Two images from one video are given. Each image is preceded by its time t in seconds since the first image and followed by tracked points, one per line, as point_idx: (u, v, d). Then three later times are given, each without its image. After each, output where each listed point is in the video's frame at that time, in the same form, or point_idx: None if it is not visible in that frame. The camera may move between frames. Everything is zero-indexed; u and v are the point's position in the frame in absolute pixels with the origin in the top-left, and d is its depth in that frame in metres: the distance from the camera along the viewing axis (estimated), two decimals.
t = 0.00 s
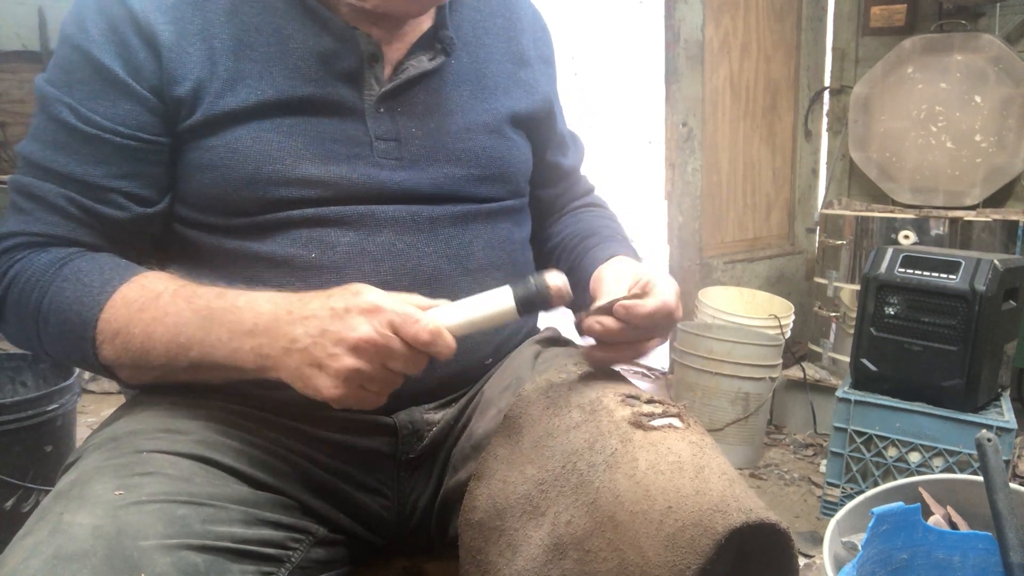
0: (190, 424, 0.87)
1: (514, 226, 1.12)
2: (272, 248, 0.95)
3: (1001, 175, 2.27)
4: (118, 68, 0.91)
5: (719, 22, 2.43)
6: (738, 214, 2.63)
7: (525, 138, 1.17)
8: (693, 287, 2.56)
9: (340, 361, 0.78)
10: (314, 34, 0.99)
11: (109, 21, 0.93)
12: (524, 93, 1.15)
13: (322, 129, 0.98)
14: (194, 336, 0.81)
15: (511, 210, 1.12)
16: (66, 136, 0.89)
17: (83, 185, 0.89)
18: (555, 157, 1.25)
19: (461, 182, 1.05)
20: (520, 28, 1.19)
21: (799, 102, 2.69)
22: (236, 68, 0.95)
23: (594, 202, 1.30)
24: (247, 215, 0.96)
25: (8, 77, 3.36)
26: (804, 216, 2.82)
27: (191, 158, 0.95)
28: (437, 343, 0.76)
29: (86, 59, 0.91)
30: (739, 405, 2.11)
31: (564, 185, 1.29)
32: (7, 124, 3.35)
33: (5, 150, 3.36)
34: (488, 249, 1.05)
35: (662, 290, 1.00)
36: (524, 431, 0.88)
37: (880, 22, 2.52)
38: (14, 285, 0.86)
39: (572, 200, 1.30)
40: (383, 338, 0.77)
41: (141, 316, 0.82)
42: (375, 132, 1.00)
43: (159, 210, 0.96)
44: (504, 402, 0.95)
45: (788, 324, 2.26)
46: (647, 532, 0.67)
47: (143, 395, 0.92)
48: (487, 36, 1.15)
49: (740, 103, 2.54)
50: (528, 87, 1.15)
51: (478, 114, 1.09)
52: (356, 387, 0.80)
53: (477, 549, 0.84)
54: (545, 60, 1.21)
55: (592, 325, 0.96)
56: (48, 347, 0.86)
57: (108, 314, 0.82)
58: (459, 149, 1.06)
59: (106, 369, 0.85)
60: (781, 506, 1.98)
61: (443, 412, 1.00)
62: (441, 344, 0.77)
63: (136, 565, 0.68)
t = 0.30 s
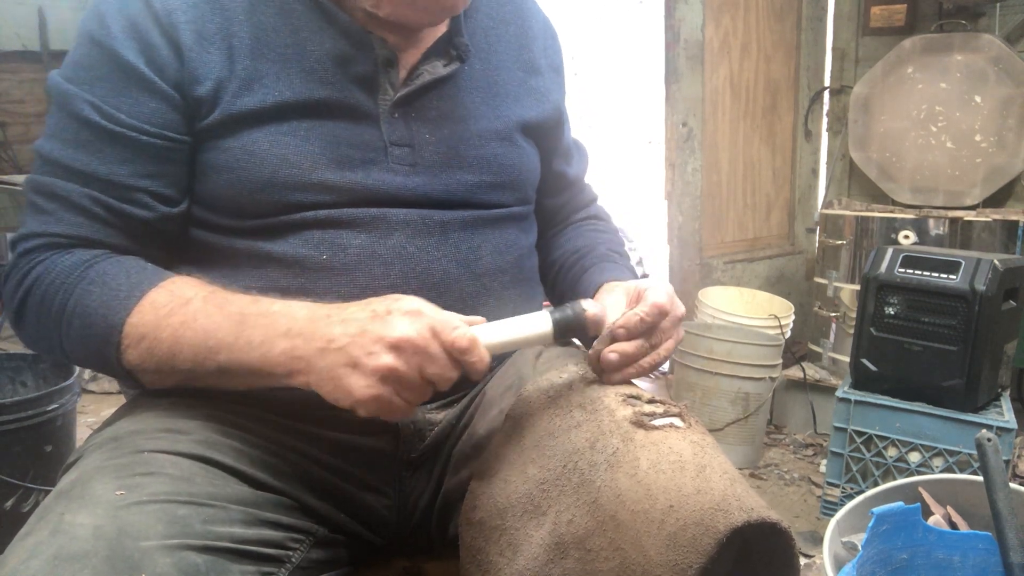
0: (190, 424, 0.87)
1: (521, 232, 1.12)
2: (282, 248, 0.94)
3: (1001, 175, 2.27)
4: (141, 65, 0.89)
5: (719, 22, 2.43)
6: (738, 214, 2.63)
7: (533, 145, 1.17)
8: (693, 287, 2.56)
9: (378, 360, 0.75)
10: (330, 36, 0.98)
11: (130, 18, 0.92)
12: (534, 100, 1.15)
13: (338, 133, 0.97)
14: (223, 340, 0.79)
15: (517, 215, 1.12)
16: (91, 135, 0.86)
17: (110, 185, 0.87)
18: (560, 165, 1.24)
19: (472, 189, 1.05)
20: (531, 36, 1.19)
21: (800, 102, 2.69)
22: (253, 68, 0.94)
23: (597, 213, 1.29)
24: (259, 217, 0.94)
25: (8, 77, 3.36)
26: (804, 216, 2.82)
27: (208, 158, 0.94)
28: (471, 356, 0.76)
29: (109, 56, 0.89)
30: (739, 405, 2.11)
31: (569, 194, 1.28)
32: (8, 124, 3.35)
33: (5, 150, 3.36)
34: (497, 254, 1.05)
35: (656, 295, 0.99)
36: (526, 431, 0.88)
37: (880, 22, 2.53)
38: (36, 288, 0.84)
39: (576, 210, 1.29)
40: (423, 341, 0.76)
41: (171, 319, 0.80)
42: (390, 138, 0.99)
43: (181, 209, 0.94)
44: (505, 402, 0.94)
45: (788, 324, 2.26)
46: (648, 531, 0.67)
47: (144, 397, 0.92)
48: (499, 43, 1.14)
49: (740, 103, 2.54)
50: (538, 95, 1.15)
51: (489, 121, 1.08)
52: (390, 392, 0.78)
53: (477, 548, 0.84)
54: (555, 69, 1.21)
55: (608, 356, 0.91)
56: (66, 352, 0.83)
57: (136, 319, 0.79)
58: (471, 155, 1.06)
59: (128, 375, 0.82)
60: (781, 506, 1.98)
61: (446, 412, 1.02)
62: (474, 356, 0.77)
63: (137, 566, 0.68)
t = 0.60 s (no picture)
0: (191, 424, 0.86)
1: (526, 236, 1.12)
2: (288, 247, 0.93)
3: (1001, 175, 2.28)
4: (149, 61, 0.89)
5: (719, 22, 2.43)
6: (738, 214, 2.64)
7: (539, 149, 1.17)
8: (693, 286, 2.56)
9: (363, 349, 0.69)
10: (340, 36, 0.98)
11: (140, 14, 0.91)
12: (540, 104, 1.15)
13: (347, 133, 0.97)
14: (212, 330, 0.76)
15: (524, 219, 1.12)
16: (96, 129, 0.86)
17: (112, 179, 0.86)
18: (566, 168, 1.24)
19: (479, 192, 1.05)
20: (539, 39, 1.19)
21: (800, 102, 2.69)
22: (263, 67, 0.94)
23: (602, 217, 1.29)
24: (267, 216, 0.94)
25: (8, 76, 3.35)
26: (804, 216, 2.82)
27: (217, 158, 0.94)
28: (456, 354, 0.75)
29: (116, 50, 0.88)
30: (739, 405, 2.12)
31: (574, 198, 1.28)
32: (8, 124, 3.35)
33: (5, 149, 3.35)
34: (502, 257, 1.05)
35: (658, 301, 0.99)
36: (528, 430, 0.88)
37: (880, 22, 2.54)
38: (32, 279, 0.83)
39: (581, 214, 1.29)
40: (412, 333, 0.70)
41: (161, 309, 0.78)
42: (398, 139, 0.99)
43: (184, 208, 0.93)
44: (507, 402, 0.95)
45: (788, 324, 2.26)
46: (653, 530, 0.67)
47: (146, 397, 0.91)
48: (506, 45, 1.14)
49: (740, 103, 2.54)
50: (544, 98, 1.15)
51: (497, 124, 1.08)
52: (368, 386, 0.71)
53: (481, 547, 0.84)
54: (562, 72, 1.21)
55: (609, 362, 0.91)
56: (60, 343, 0.82)
57: (128, 309, 0.78)
58: (478, 158, 1.05)
59: (122, 368, 0.80)
60: (782, 506, 1.98)
61: (448, 412, 1.01)
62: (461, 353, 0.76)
63: (142, 565, 0.68)
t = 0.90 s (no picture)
0: (189, 423, 0.86)
1: (526, 238, 1.12)
2: (289, 246, 0.93)
3: (1001, 175, 2.28)
4: (153, 58, 0.89)
5: (719, 22, 2.43)
6: (738, 214, 2.64)
7: (541, 150, 1.17)
8: (693, 286, 2.56)
9: (361, 344, 0.69)
10: (343, 35, 0.98)
11: (144, 12, 0.91)
12: (542, 104, 1.15)
13: (350, 132, 0.97)
14: (211, 326, 0.75)
15: (524, 220, 1.12)
16: (99, 126, 0.86)
17: (114, 176, 0.86)
18: (567, 169, 1.24)
19: (480, 192, 1.05)
20: (541, 39, 1.18)
21: (800, 102, 2.69)
22: (266, 65, 0.94)
23: (602, 217, 1.29)
24: (269, 214, 0.94)
25: (8, 77, 3.34)
26: (804, 216, 2.82)
27: (220, 156, 0.94)
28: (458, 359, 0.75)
29: (119, 47, 0.88)
30: (739, 405, 2.12)
31: (575, 199, 1.28)
32: (8, 124, 3.35)
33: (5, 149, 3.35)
34: (502, 259, 1.05)
35: (662, 303, 0.98)
36: (528, 429, 0.88)
37: (880, 22, 2.54)
38: (34, 278, 0.82)
39: (581, 214, 1.29)
40: (409, 332, 0.69)
41: (159, 306, 0.77)
42: (400, 138, 0.99)
43: (186, 206, 0.94)
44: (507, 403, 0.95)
45: (788, 324, 2.25)
46: (653, 528, 0.67)
47: (146, 396, 0.92)
48: (509, 45, 1.14)
49: (740, 103, 2.54)
50: (546, 98, 1.15)
51: (499, 125, 1.08)
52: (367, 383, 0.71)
53: (480, 547, 0.84)
54: (563, 71, 1.21)
55: (609, 364, 0.92)
56: (61, 343, 0.82)
57: (127, 306, 0.78)
58: (480, 158, 1.05)
59: (123, 365, 0.80)
60: (782, 506, 1.98)
61: (448, 412, 1.00)
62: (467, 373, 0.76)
63: (141, 565, 0.68)
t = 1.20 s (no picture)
0: (189, 423, 0.86)
1: (526, 239, 1.12)
2: (291, 247, 0.93)
3: (1001, 175, 2.28)
4: (158, 56, 0.88)
5: (719, 22, 2.43)
6: (738, 214, 2.64)
7: (541, 150, 1.17)
8: (693, 287, 2.56)
9: (376, 327, 0.72)
10: (343, 34, 0.98)
11: (150, 10, 0.91)
12: (542, 104, 1.15)
13: (351, 132, 0.97)
14: (219, 313, 0.77)
15: (524, 221, 1.12)
16: (104, 122, 0.86)
17: (118, 172, 0.86)
18: (567, 170, 1.24)
19: (480, 192, 1.04)
20: (541, 39, 1.18)
21: (800, 102, 2.69)
22: (268, 62, 0.94)
23: (604, 216, 1.29)
24: (270, 214, 0.94)
25: (8, 76, 3.34)
26: (804, 216, 2.82)
27: (223, 155, 0.94)
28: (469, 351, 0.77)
29: (124, 44, 0.88)
30: (739, 405, 2.12)
31: (576, 199, 1.28)
32: (8, 124, 3.35)
33: (5, 150, 3.35)
34: (503, 259, 1.05)
35: (664, 306, 0.98)
36: (528, 429, 0.88)
37: (880, 22, 2.54)
38: (37, 274, 0.82)
39: (582, 214, 1.28)
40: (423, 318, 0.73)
41: (166, 296, 0.78)
42: (400, 138, 0.99)
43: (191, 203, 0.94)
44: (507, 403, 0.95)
45: (788, 324, 2.25)
46: (653, 529, 0.66)
47: (147, 396, 0.91)
48: (509, 45, 1.14)
49: (740, 103, 2.54)
50: (546, 98, 1.15)
51: (498, 125, 1.08)
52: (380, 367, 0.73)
53: (481, 547, 0.84)
54: (563, 71, 1.21)
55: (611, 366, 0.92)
56: (63, 341, 0.81)
57: (134, 298, 0.77)
58: (480, 158, 1.05)
59: (126, 360, 0.79)
60: (782, 506, 1.98)
61: (448, 413, 1.00)
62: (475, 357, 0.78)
63: (142, 565, 0.68)
